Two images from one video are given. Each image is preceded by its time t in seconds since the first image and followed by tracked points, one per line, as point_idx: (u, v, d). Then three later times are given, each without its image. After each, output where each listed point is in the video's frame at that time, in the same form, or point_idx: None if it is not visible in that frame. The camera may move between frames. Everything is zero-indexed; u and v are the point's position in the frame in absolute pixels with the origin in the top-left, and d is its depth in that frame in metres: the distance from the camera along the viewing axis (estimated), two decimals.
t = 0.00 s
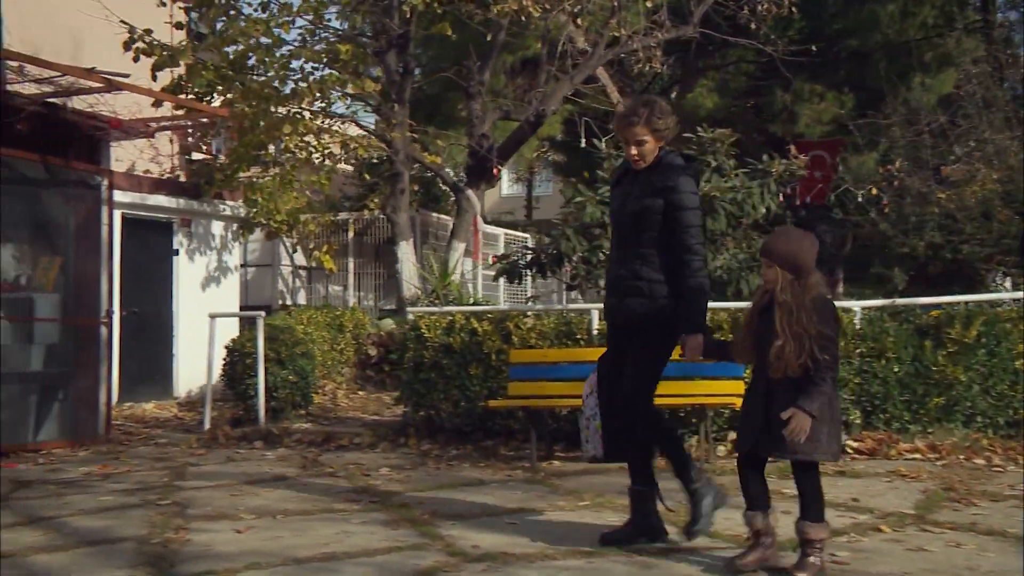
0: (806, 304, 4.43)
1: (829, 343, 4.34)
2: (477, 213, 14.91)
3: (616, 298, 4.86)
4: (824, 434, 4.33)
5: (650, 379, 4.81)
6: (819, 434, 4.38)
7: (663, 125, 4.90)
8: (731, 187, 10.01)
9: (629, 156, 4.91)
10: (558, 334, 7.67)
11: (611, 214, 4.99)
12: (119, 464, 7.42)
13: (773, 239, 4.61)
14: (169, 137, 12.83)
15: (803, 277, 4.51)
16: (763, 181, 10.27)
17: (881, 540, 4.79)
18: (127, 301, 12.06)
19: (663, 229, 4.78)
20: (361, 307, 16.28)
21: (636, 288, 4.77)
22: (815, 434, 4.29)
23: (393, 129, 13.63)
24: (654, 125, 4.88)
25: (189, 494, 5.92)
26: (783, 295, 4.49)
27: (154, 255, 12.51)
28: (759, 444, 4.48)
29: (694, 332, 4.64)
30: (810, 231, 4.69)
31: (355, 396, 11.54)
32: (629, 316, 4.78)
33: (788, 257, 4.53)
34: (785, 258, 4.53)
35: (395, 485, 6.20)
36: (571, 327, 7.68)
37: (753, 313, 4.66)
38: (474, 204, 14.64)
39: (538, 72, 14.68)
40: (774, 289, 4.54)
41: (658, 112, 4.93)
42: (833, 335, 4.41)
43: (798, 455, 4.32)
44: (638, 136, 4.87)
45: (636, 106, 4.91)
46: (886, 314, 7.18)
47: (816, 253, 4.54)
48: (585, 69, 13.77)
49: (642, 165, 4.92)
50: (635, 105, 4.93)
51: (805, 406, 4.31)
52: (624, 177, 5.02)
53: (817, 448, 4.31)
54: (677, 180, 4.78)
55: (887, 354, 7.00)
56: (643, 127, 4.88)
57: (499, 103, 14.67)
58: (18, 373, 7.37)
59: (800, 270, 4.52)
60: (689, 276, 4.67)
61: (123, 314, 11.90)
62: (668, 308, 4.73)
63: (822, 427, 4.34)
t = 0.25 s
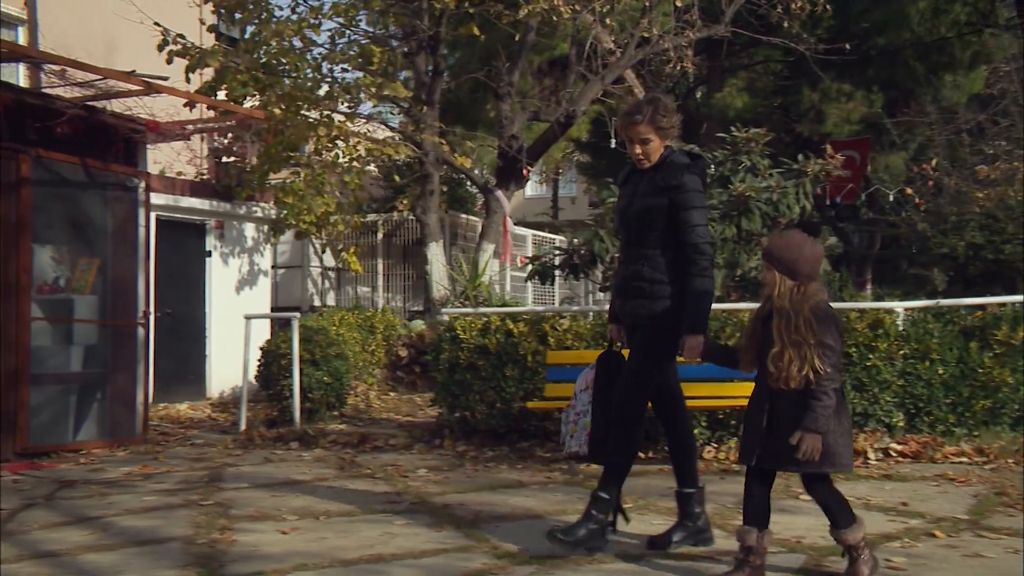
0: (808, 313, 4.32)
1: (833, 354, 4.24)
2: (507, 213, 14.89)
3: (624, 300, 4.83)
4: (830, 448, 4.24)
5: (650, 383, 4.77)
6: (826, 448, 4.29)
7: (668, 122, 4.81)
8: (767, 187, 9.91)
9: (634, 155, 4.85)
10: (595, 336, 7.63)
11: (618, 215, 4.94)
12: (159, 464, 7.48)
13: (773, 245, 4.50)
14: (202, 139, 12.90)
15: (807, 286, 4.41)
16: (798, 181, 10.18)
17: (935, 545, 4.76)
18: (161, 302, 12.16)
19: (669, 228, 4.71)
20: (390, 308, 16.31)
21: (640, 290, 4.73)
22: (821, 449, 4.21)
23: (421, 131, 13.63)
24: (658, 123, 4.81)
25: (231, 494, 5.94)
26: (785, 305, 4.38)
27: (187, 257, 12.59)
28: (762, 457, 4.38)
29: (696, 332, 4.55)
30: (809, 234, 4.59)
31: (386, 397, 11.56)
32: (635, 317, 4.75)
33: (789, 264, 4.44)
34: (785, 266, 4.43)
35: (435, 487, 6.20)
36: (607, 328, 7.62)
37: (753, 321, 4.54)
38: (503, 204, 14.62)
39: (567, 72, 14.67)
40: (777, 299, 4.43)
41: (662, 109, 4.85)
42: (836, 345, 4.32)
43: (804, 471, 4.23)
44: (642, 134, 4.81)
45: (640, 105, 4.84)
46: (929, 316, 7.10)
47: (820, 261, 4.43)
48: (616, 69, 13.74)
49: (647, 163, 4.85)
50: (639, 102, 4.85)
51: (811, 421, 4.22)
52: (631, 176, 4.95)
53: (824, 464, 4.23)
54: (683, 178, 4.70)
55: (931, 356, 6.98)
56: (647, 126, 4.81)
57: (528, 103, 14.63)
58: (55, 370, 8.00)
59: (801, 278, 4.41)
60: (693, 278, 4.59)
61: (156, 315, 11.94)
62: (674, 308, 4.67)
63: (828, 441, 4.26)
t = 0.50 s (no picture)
0: (809, 309, 4.09)
1: (835, 354, 4.02)
2: (541, 214, 14.85)
3: (619, 305, 4.69)
4: (828, 449, 4.05)
5: (647, 392, 4.61)
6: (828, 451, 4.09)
7: (672, 124, 4.66)
8: (808, 188, 9.78)
9: (635, 156, 4.69)
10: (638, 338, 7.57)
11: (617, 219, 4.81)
12: (202, 466, 7.52)
13: (779, 238, 4.27)
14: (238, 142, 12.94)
15: (810, 279, 4.17)
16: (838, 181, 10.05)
17: (999, 553, 4.77)
18: (200, 305, 12.27)
19: (667, 233, 4.58)
20: (424, 311, 16.32)
21: (634, 295, 4.58)
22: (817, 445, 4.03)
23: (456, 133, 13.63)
24: (661, 124, 4.63)
25: (278, 496, 5.94)
26: (785, 299, 4.16)
27: (225, 259, 12.68)
28: (759, 454, 4.21)
29: (698, 341, 4.37)
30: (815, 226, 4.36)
31: (423, 400, 11.56)
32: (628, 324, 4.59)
33: (794, 256, 4.21)
34: (789, 259, 4.19)
35: (480, 490, 6.16)
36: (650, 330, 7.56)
37: (756, 315, 4.34)
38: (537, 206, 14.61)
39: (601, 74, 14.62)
40: (777, 292, 4.21)
41: (666, 109, 4.69)
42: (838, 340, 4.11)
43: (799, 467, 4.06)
44: (643, 134, 4.63)
45: (643, 103, 4.66)
46: (981, 317, 7.08)
47: (826, 252, 4.19)
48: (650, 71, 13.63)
49: (647, 166, 4.71)
50: (643, 101, 4.70)
51: (806, 415, 4.04)
52: (632, 178, 4.82)
53: (823, 466, 4.03)
54: (683, 182, 4.56)
55: (983, 359, 6.95)
56: (649, 126, 4.61)
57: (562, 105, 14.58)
58: (99, 372, 8.08)
59: (805, 272, 4.18)
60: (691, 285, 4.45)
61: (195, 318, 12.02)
62: (671, 315, 4.52)
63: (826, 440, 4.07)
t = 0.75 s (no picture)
0: (816, 322, 4.21)
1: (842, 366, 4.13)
2: (576, 216, 14.80)
3: (628, 305, 4.65)
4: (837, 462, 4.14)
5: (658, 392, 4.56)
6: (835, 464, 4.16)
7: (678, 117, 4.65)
8: (852, 188, 9.64)
9: (640, 149, 4.70)
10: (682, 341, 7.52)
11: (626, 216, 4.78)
12: (246, 466, 7.57)
13: (786, 251, 4.42)
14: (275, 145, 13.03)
15: (817, 293, 4.30)
16: (882, 181, 9.92)
17: None
18: (239, 307, 12.35)
19: (674, 228, 4.52)
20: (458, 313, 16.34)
21: (645, 295, 4.55)
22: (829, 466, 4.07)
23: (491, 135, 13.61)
24: (666, 116, 4.63)
25: (325, 497, 5.97)
26: (792, 312, 4.28)
27: (264, 262, 12.79)
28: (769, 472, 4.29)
29: (705, 342, 4.38)
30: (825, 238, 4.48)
31: (460, 403, 11.55)
32: (637, 324, 4.56)
33: (802, 271, 4.34)
34: (795, 272, 4.35)
35: (525, 492, 6.14)
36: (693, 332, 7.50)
37: (762, 328, 4.44)
38: (573, 209, 14.56)
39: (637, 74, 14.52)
40: (783, 305, 4.33)
41: (671, 101, 4.68)
42: (846, 354, 4.20)
43: (812, 487, 4.12)
44: (649, 127, 4.65)
45: (650, 96, 4.66)
46: None
47: (832, 266, 4.32)
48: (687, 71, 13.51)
49: (654, 160, 4.69)
50: (649, 93, 4.68)
51: (819, 436, 4.08)
52: (640, 173, 4.79)
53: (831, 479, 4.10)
54: (690, 176, 4.51)
55: None
56: (655, 117, 4.65)
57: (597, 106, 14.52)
58: (144, 373, 8.17)
59: (812, 286, 4.31)
60: (699, 284, 4.41)
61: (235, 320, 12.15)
62: (680, 315, 4.49)
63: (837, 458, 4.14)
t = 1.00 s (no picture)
0: (814, 312, 4.07)
1: (839, 358, 3.98)
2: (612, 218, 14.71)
3: (637, 309, 4.48)
4: (831, 456, 3.99)
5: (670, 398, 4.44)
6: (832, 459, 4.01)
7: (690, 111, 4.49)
8: (898, 186, 9.45)
9: (650, 147, 4.54)
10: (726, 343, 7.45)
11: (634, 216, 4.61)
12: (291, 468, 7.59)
13: (791, 241, 4.29)
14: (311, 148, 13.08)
15: (819, 283, 4.16)
16: (927, 179, 9.73)
17: None
18: (278, 309, 12.45)
19: (686, 228, 4.35)
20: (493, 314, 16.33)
21: (662, 297, 4.37)
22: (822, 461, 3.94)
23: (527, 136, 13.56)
24: (678, 112, 4.47)
25: (372, 499, 5.96)
26: (791, 302, 4.16)
27: (304, 264, 12.91)
28: (765, 464, 4.21)
29: (716, 345, 4.22)
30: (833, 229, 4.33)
31: (499, 405, 11.50)
32: (650, 329, 4.41)
33: (804, 260, 4.22)
34: (797, 262, 4.21)
35: (572, 496, 6.09)
36: (738, 334, 7.42)
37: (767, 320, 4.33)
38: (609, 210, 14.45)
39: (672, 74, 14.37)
40: (784, 295, 4.22)
41: (683, 96, 4.53)
42: (848, 348, 4.05)
43: (804, 483, 3.99)
44: (658, 122, 4.49)
45: (661, 90, 4.50)
46: None
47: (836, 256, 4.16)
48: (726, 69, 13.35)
49: (664, 157, 4.52)
50: (660, 87, 4.52)
51: (810, 428, 3.97)
52: (650, 171, 4.62)
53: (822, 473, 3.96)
54: (702, 174, 4.34)
55: None
56: (664, 113, 4.49)
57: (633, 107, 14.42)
58: (188, 374, 8.22)
59: (814, 276, 4.17)
60: (712, 286, 4.24)
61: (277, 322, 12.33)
62: (693, 318, 4.32)
63: (833, 454, 4.00)
